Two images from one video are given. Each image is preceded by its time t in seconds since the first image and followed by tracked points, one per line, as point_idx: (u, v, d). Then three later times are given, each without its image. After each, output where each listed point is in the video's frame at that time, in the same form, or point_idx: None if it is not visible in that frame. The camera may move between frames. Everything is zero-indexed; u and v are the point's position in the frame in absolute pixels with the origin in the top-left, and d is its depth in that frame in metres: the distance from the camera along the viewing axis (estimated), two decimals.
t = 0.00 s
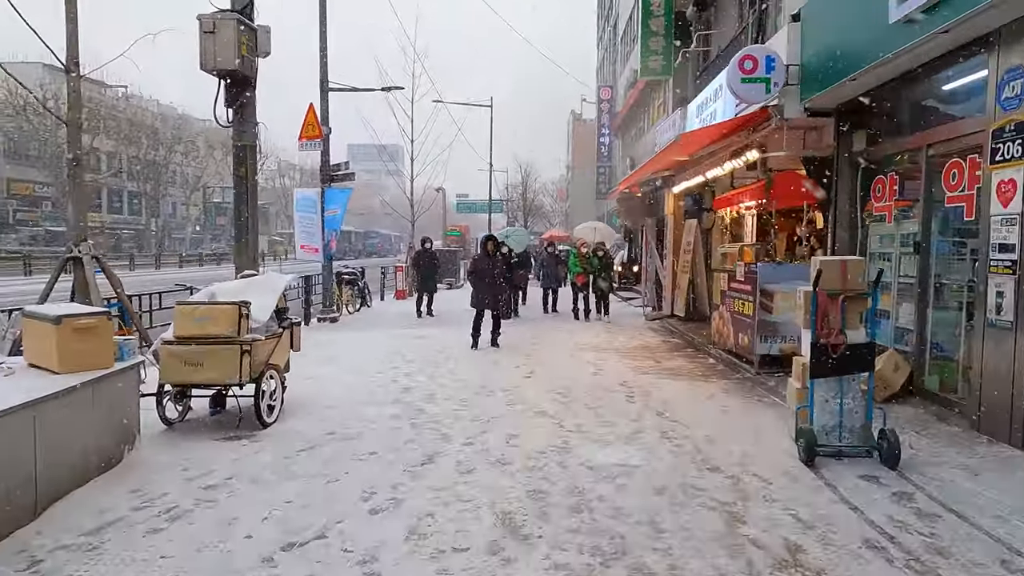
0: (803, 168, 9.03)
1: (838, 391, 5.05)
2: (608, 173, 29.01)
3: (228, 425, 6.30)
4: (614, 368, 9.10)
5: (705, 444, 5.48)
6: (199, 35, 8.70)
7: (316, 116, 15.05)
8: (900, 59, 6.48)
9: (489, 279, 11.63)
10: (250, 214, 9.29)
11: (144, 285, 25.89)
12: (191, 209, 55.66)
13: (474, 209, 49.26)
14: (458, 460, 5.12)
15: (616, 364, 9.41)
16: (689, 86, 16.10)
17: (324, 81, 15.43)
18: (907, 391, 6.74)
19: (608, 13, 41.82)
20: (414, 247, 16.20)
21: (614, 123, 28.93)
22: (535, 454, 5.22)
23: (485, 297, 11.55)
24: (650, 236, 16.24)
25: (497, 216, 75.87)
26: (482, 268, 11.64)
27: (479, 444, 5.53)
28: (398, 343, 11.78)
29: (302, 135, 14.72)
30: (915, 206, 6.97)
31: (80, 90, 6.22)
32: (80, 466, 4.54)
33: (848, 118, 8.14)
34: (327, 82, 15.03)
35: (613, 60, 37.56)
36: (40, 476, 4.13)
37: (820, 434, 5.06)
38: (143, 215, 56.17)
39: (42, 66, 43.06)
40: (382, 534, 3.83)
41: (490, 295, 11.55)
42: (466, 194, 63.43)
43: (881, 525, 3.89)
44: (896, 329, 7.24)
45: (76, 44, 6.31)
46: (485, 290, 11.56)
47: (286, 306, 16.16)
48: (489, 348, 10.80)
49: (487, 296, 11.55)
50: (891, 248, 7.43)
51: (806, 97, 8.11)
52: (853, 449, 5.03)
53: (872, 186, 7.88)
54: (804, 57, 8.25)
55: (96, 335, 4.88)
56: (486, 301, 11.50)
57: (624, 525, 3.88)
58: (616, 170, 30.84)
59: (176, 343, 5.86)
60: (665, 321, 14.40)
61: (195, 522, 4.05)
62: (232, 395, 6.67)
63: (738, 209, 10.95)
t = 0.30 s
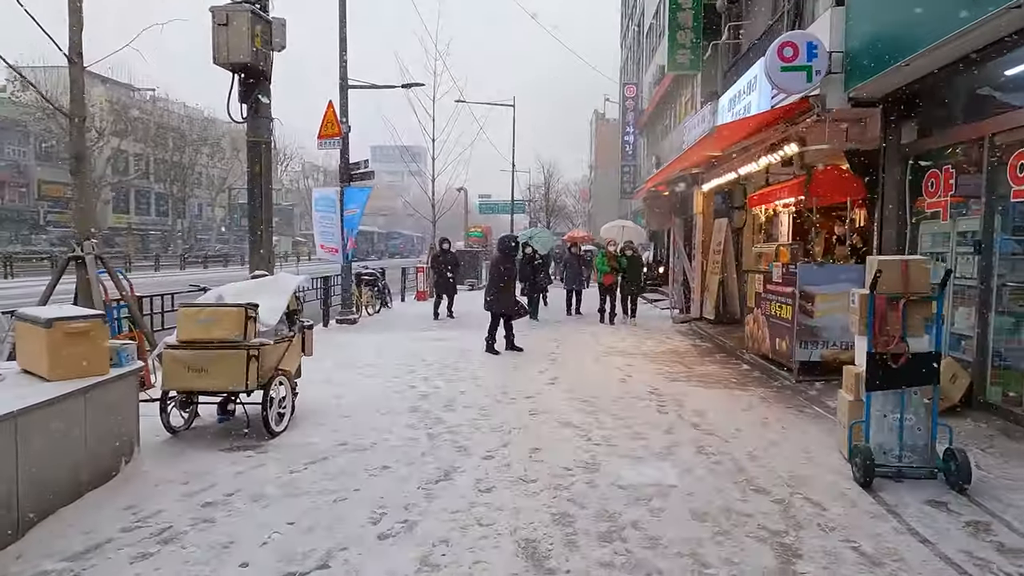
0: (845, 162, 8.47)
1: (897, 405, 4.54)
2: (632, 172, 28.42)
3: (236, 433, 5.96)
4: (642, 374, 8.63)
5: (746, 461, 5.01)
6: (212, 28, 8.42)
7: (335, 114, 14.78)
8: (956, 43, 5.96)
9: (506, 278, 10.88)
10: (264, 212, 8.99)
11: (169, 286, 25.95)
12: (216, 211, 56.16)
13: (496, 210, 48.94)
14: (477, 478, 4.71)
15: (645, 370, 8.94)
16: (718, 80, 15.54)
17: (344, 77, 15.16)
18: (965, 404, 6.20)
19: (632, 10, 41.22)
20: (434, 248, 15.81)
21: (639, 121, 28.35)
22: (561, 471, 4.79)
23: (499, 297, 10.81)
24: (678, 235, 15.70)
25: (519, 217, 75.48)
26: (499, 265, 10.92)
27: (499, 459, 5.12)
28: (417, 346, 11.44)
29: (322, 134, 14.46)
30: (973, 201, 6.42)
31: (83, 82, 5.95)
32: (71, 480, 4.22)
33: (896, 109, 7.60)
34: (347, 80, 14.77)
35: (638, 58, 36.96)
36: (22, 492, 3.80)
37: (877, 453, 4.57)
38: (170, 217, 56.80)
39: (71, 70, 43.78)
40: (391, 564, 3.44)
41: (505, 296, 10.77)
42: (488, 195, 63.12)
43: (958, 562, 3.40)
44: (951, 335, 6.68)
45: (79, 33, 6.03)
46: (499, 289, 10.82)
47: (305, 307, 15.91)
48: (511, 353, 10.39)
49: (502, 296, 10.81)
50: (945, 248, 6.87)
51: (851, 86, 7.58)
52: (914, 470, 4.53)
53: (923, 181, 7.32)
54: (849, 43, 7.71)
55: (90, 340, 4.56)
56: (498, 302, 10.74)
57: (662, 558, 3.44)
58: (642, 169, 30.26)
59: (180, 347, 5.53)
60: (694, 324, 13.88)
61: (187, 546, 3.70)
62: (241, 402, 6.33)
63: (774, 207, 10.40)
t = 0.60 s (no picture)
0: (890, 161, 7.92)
1: (966, 430, 4.04)
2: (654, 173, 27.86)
3: (238, 450, 5.59)
4: (669, 385, 8.15)
5: (792, 490, 4.53)
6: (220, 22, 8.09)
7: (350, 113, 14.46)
8: (1016, 32, 5.43)
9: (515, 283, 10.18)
10: (275, 214, 8.65)
11: (186, 287, 25.88)
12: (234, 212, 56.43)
13: (512, 211, 48.52)
14: (493, 506, 4.29)
15: (672, 381, 8.47)
16: (745, 77, 15.00)
17: (360, 76, 14.84)
18: None
19: (653, 9, 40.65)
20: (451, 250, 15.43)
21: (660, 121, 27.79)
22: (586, 500, 4.35)
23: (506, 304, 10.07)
24: (703, 237, 15.16)
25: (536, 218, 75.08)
26: (508, 270, 10.26)
27: (518, 484, 4.69)
28: (432, 352, 11.05)
29: (336, 133, 14.16)
30: None
31: (79, 77, 5.62)
32: (49, 508, 3.86)
33: (947, 103, 7.04)
34: (363, 78, 14.45)
35: (658, 57, 36.32)
36: None
37: (942, 483, 4.07)
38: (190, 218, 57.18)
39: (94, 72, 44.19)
40: None
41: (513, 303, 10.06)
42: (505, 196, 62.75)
43: None
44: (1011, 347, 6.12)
45: (75, 26, 5.71)
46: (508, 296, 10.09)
47: (319, 310, 15.61)
48: (530, 361, 9.97)
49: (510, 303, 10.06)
50: (1003, 252, 6.32)
51: (896, 78, 7.02)
52: (984, 503, 4.03)
53: (979, 180, 6.76)
54: (894, 33, 7.17)
55: (74, 354, 4.20)
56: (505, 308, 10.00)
57: None
58: (662, 170, 29.67)
59: (177, 360, 5.16)
60: (720, 331, 13.35)
61: None
62: (244, 415, 5.97)
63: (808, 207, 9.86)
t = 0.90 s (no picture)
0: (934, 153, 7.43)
1: None
2: (670, 171, 27.37)
3: (238, 461, 5.21)
4: (697, 391, 7.70)
5: (846, 510, 4.08)
6: (225, 9, 7.74)
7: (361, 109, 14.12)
8: None
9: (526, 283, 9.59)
10: (282, 211, 8.30)
11: (198, 288, 25.71)
12: (247, 213, 56.49)
13: (524, 211, 48.10)
14: (515, 528, 3.87)
15: (698, 386, 8.02)
16: (769, 71, 14.51)
17: (371, 71, 14.50)
18: None
19: (667, 6, 40.11)
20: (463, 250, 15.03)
21: (676, 118, 27.29)
22: (618, 521, 3.92)
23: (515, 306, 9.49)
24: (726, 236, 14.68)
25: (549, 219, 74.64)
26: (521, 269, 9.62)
27: (542, 502, 4.27)
28: (446, 355, 10.66)
29: (347, 130, 13.82)
30: None
31: (70, 61, 5.28)
32: (26, 527, 3.49)
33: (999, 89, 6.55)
34: (374, 73, 14.11)
35: (673, 53, 35.77)
36: None
37: None
38: (203, 219, 57.28)
39: (107, 74, 44.32)
40: None
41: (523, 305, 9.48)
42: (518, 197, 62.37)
43: None
44: None
45: (66, 8, 5.38)
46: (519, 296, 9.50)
47: (329, 311, 15.28)
48: (547, 364, 9.55)
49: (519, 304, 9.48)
50: None
51: (944, 62, 6.53)
52: None
53: None
54: (942, 15, 6.69)
55: (55, 357, 3.83)
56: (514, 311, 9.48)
57: None
58: (678, 168, 29.15)
59: (171, 362, 4.79)
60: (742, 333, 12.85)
61: None
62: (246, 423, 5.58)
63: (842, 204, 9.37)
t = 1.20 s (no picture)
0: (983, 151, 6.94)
1: None
2: (686, 173, 26.83)
3: (236, 486, 4.82)
4: (725, 405, 7.25)
5: (910, 553, 3.63)
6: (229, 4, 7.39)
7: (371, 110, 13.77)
8: None
9: (536, 291, 9.06)
10: (287, 215, 7.93)
11: (210, 291, 25.54)
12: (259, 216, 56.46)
13: (536, 214, 47.65)
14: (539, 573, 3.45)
15: (726, 400, 7.56)
16: (793, 68, 14.01)
17: (382, 71, 14.15)
18: None
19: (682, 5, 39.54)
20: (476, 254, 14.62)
21: (692, 118, 26.76)
22: (654, 566, 3.49)
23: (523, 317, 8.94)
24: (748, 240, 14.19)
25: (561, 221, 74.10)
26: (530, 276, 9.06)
27: (566, 539, 3.85)
28: (458, 364, 10.26)
29: (357, 131, 13.49)
30: None
31: (60, 57, 4.94)
32: None
33: None
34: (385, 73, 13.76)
35: (688, 53, 35.19)
36: None
37: None
38: (215, 222, 57.35)
39: (121, 77, 44.44)
40: None
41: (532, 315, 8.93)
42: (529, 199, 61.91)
43: None
44: None
45: None
46: (527, 306, 8.96)
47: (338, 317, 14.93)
48: (564, 374, 9.14)
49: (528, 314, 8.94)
50: None
51: (998, 53, 6.07)
52: None
53: None
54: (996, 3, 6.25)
55: (28, 380, 3.47)
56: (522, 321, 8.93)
57: None
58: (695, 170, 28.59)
59: (163, 381, 4.42)
60: (766, 340, 12.39)
61: None
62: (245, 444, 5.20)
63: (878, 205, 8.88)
